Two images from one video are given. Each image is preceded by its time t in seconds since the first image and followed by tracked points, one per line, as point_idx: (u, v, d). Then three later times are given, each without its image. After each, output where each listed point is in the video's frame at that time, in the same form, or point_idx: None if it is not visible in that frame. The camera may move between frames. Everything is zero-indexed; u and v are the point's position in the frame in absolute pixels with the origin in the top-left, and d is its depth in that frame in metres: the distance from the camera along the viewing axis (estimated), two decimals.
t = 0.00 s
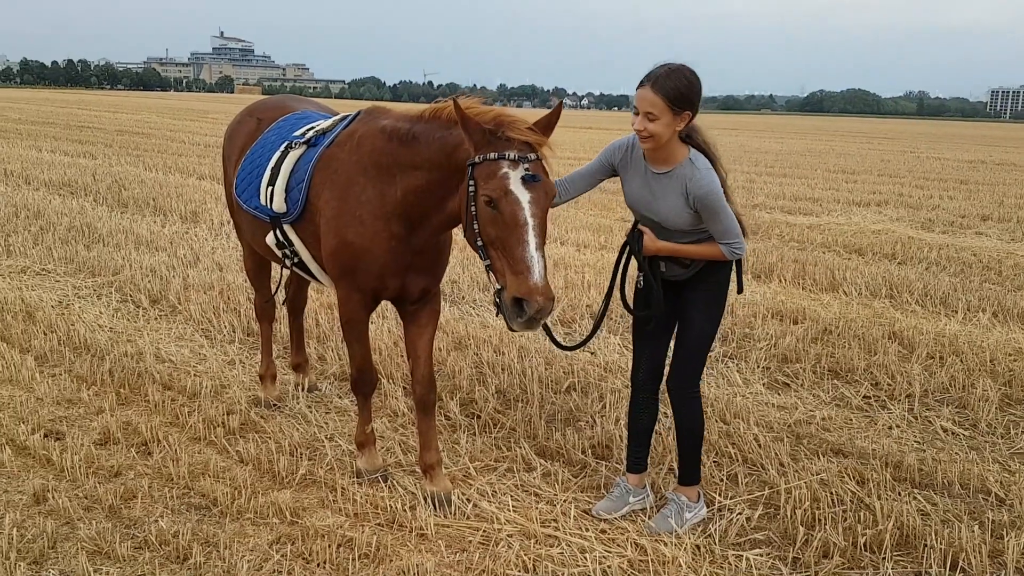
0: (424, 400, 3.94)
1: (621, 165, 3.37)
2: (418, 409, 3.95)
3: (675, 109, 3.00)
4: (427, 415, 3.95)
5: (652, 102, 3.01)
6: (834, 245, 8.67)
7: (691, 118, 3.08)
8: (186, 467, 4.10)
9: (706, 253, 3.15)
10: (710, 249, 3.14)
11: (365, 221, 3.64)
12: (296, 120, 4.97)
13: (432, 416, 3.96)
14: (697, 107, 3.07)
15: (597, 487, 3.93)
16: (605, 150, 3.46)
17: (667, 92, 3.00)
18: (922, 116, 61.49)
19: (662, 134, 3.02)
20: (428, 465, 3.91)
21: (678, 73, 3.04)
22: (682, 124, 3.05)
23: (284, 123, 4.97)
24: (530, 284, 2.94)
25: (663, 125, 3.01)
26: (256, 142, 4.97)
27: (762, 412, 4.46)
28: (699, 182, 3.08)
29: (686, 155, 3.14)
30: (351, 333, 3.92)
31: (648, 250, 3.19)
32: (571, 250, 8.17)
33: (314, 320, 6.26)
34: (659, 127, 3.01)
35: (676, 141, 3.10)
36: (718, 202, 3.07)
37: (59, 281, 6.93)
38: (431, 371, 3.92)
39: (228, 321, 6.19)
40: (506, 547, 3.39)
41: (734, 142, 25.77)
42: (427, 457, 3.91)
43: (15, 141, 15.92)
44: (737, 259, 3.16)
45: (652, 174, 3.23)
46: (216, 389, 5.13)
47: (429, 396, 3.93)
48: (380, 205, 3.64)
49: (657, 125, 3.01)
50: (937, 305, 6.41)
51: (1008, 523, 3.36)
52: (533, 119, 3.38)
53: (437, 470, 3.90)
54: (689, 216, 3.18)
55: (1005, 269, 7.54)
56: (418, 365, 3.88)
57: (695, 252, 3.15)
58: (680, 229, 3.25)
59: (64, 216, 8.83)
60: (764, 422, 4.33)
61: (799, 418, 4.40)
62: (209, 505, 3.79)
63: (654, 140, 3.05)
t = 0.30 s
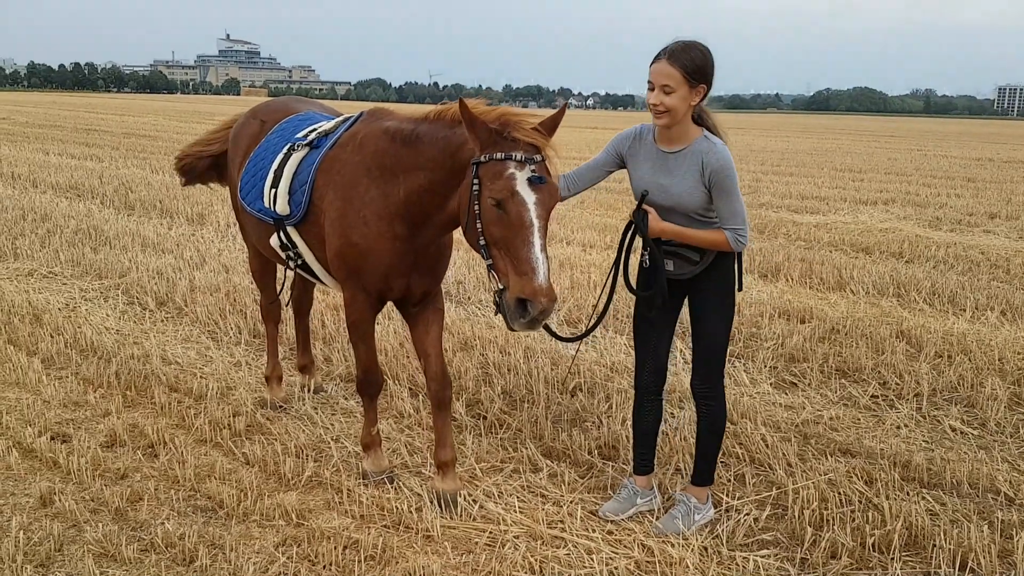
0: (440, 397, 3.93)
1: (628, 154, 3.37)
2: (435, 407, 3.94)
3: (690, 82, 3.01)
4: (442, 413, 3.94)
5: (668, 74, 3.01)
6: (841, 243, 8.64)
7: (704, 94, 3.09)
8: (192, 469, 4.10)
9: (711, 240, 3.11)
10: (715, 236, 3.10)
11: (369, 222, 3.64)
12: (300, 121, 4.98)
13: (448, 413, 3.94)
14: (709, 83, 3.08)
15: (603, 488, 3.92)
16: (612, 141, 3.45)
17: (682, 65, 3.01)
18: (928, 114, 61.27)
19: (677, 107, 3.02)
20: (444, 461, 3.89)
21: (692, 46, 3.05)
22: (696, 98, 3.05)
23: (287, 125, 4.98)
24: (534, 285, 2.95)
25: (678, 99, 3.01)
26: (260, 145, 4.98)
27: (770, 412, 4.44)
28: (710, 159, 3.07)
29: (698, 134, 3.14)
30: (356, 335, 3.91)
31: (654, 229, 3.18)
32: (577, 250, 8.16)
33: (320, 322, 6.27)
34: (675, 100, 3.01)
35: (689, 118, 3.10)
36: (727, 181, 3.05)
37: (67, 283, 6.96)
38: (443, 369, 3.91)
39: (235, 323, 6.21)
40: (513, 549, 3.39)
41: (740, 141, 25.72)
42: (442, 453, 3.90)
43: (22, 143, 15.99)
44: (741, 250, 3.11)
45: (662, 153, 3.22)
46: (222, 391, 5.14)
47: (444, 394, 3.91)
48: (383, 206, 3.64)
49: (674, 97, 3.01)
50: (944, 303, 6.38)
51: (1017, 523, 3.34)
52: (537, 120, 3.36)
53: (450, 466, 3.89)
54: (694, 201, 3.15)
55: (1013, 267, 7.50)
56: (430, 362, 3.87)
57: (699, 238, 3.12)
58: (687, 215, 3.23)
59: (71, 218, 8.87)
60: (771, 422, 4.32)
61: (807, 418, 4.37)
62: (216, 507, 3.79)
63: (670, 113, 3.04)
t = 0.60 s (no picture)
0: (446, 385, 4.02)
1: (620, 155, 3.35)
2: (440, 394, 4.02)
3: (684, 78, 3.00)
4: (448, 397, 4.04)
5: (661, 70, 2.99)
6: (840, 245, 8.63)
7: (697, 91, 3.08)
8: (189, 474, 4.08)
9: (705, 237, 3.07)
10: (710, 234, 3.07)
11: (369, 225, 3.62)
12: (294, 124, 4.97)
13: (453, 399, 4.06)
14: (702, 80, 3.07)
15: (602, 491, 3.90)
16: (604, 144, 3.43)
17: (675, 61, 2.98)
18: (927, 115, 61.31)
19: (672, 104, 2.99)
20: (450, 445, 4.03)
21: (684, 42, 3.03)
22: (690, 95, 3.04)
23: (282, 127, 4.97)
24: (557, 280, 2.92)
25: (673, 95, 2.99)
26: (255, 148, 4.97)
27: (769, 414, 4.42)
28: (704, 156, 3.04)
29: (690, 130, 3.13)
30: (357, 337, 3.89)
31: (647, 231, 3.15)
32: (575, 252, 8.15)
33: (319, 325, 6.26)
34: (669, 97, 2.98)
35: (682, 114, 3.08)
36: (722, 177, 3.04)
37: (64, 287, 6.94)
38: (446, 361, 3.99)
39: (233, 326, 6.19)
40: (511, 553, 3.37)
41: (739, 143, 25.70)
42: (449, 437, 4.03)
43: (22, 147, 15.99)
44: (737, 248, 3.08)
45: (654, 151, 3.20)
46: (220, 395, 5.12)
47: (450, 381, 4.00)
48: (383, 209, 3.62)
49: (668, 93, 2.98)
50: (944, 304, 6.37)
51: (1018, 525, 3.32)
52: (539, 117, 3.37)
53: (457, 448, 4.04)
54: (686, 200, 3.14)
55: (1012, 268, 7.49)
56: (433, 356, 3.96)
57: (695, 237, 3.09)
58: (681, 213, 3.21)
59: (69, 221, 8.86)
60: (771, 424, 4.30)
61: (806, 420, 4.36)
62: (212, 512, 3.77)
63: (664, 109, 3.01)
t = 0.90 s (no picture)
0: (435, 389, 4.06)
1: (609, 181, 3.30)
2: (429, 399, 4.07)
3: (671, 121, 2.97)
4: (436, 403, 4.08)
5: (648, 114, 2.95)
6: (838, 246, 8.62)
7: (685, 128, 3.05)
8: (184, 478, 4.06)
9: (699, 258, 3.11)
10: (703, 253, 3.11)
11: (372, 228, 3.60)
12: (290, 126, 4.95)
13: (442, 404, 4.10)
14: (689, 116, 3.04)
15: (599, 494, 3.88)
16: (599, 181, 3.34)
17: (661, 104, 2.95)
18: (924, 116, 61.40)
19: (659, 147, 2.98)
20: (441, 449, 4.07)
21: (668, 82, 2.99)
22: (678, 134, 3.01)
23: (279, 130, 4.95)
24: (571, 287, 2.93)
25: (660, 139, 2.97)
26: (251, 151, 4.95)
27: (766, 416, 4.41)
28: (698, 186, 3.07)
29: (681, 160, 3.11)
30: (356, 340, 3.87)
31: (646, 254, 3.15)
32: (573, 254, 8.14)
33: (315, 327, 6.24)
34: (656, 141, 2.97)
35: (670, 151, 3.06)
36: (716, 205, 3.07)
37: (60, 290, 6.92)
38: (439, 365, 4.03)
39: (229, 329, 6.18)
40: (508, 556, 3.35)
41: (737, 144, 25.73)
42: (439, 443, 4.06)
43: (19, 150, 15.96)
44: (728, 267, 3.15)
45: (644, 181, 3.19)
46: (216, 398, 5.10)
47: (439, 386, 4.05)
48: (387, 212, 3.61)
49: (653, 138, 2.97)
50: (941, 306, 6.36)
51: (1015, 527, 3.30)
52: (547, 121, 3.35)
53: (449, 452, 4.06)
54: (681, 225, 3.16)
55: (1009, 269, 7.49)
56: (427, 358, 3.98)
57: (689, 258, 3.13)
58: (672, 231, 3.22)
59: (65, 225, 8.84)
60: (768, 426, 4.28)
61: (803, 422, 4.35)
62: (208, 517, 3.75)
63: (650, 153, 3.01)
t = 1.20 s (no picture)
0: (430, 388, 4.06)
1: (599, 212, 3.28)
2: (425, 397, 4.06)
3: (657, 188, 2.96)
4: (432, 401, 4.08)
5: (633, 183, 2.93)
6: (833, 241, 8.62)
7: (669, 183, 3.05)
8: (179, 477, 4.05)
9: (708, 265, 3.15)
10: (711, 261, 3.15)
11: (373, 225, 3.59)
12: (287, 123, 4.93)
13: (437, 402, 4.09)
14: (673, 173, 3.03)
15: (594, 491, 3.87)
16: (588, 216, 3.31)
17: (650, 175, 2.92)
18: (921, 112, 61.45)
19: (644, 210, 3.00)
20: (435, 448, 4.05)
21: (655, 150, 2.94)
22: (662, 194, 3.02)
23: (275, 127, 4.93)
24: (573, 282, 2.91)
25: (645, 204, 2.98)
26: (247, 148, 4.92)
27: (761, 411, 4.41)
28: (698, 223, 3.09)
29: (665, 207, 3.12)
30: (354, 337, 3.86)
31: (658, 277, 3.18)
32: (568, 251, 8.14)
33: (311, 325, 6.23)
34: (642, 207, 2.99)
35: (654, 206, 3.08)
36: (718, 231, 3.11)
37: (54, 290, 6.90)
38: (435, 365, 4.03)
39: (224, 328, 6.16)
40: (503, 553, 3.34)
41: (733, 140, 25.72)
42: (433, 441, 4.05)
43: (13, 149, 15.88)
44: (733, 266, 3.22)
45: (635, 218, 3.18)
46: (211, 397, 5.08)
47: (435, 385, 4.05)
48: (389, 209, 3.60)
49: (638, 204, 2.98)
50: (936, 300, 6.36)
51: (1010, 521, 3.30)
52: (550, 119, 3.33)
53: (444, 450, 4.05)
54: (683, 240, 3.19)
55: (1003, 263, 7.49)
56: (424, 356, 3.97)
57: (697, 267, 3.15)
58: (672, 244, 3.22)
59: (60, 224, 8.80)
60: (763, 422, 4.28)
61: (798, 417, 4.34)
62: (202, 516, 3.74)
63: (635, 215, 3.03)
